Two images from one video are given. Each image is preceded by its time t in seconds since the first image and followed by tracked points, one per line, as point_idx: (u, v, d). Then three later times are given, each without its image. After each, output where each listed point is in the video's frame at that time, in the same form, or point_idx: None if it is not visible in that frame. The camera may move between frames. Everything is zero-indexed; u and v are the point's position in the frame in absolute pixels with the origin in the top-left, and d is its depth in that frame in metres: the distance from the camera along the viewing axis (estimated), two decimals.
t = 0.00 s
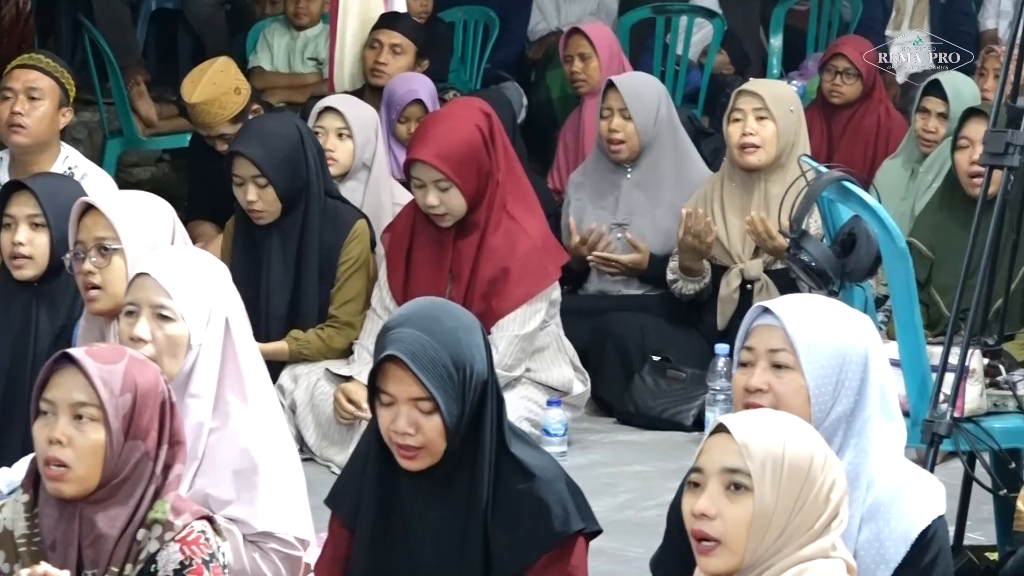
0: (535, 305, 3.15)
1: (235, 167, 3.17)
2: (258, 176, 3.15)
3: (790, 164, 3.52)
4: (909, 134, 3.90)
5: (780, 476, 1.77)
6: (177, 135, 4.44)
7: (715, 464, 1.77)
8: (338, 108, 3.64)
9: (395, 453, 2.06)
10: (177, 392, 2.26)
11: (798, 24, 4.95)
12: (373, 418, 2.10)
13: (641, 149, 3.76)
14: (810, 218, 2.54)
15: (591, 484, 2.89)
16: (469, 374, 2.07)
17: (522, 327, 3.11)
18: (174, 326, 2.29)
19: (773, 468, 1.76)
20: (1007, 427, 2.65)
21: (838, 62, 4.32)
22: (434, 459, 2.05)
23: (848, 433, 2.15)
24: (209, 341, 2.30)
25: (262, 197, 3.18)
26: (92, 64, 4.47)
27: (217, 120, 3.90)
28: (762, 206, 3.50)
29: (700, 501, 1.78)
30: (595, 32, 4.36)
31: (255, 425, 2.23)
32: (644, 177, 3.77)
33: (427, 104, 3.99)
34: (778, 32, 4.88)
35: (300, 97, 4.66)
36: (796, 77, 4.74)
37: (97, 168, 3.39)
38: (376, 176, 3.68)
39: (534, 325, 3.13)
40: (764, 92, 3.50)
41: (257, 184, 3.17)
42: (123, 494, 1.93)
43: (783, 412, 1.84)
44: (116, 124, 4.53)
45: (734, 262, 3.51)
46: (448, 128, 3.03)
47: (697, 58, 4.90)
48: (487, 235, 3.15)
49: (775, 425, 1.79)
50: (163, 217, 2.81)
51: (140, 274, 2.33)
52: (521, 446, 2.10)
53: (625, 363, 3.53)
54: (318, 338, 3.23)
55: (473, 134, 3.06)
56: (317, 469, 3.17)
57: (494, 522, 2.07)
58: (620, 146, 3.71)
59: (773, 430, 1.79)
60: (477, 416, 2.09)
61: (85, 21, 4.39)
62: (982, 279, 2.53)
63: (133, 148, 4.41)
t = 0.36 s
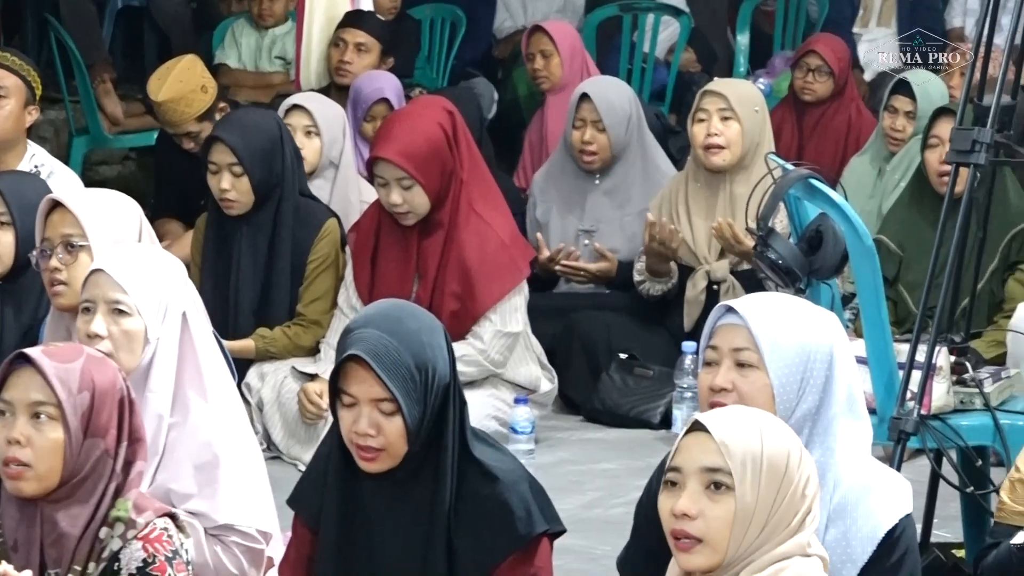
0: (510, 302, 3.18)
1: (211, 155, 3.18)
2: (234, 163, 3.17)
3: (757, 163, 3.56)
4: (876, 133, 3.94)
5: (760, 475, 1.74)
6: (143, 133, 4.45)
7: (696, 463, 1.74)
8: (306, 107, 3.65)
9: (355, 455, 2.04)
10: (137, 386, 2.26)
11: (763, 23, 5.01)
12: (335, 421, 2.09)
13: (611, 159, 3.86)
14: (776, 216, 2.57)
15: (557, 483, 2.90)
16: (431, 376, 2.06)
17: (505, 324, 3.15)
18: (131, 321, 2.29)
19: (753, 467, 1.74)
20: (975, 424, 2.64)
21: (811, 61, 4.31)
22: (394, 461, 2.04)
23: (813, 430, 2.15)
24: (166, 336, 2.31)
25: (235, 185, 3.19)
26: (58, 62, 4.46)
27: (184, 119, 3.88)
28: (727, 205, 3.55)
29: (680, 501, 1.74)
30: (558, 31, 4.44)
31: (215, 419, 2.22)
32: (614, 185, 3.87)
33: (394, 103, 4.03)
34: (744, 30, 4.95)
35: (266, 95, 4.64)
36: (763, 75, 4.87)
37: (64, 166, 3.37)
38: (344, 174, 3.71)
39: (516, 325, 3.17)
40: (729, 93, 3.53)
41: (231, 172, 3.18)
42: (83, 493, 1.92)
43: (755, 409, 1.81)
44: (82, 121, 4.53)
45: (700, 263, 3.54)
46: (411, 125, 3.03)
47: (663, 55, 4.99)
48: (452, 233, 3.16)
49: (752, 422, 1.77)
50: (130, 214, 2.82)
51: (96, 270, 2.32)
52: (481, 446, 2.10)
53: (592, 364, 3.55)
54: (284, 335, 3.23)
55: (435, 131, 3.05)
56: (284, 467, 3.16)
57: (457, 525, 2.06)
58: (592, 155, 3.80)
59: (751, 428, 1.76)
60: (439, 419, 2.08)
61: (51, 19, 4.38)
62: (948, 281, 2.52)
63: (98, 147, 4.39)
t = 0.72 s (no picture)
0: (486, 295, 3.24)
1: (185, 147, 3.20)
2: (207, 155, 3.18)
3: (729, 159, 3.61)
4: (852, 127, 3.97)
5: (738, 471, 1.72)
6: (116, 128, 4.53)
7: (674, 460, 1.72)
8: (280, 103, 3.72)
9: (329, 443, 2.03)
10: (109, 382, 2.25)
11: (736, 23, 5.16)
12: (311, 412, 2.07)
13: (580, 162, 3.91)
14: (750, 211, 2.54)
15: (531, 478, 2.93)
16: (408, 369, 2.05)
17: (480, 318, 3.20)
18: (105, 316, 2.25)
19: (731, 463, 1.72)
20: (947, 419, 2.66)
21: (795, 57, 4.33)
22: (368, 451, 2.02)
23: (784, 425, 2.15)
24: (141, 332, 2.28)
25: (209, 178, 3.19)
26: (31, 56, 4.44)
27: (158, 114, 3.92)
28: (700, 202, 3.62)
29: (658, 499, 1.72)
30: (528, 27, 4.49)
31: (192, 415, 2.21)
32: (585, 186, 3.92)
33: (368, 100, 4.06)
34: (717, 24, 5.09)
35: (243, 88, 4.68)
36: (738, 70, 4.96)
37: (38, 162, 3.35)
38: (317, 169, 3.80)
39: (490, 319, 3.23)
40: (698, 89, 3.57)
41: (205, 164, 3.19)
42: (52, 487, 1.91)
43: (728, 405, 1.80)
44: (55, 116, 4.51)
45: (674, 259, 3.61)
46: (384, 122, 3.06)
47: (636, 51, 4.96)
48: (428, 227, 3.21)
49: (727, 419, 1.75)
50: (103, 209, 2.80)
51: (72, 265, 2.29)
52: (457, 438, 2.09)
53: (565, 358, 3.62)
54: (258, 330, 3.26)
55: (409, 126, 3.10)
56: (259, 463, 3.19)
57: (434, 520, 2.05)
58: (559, 158, 3.85)
59: (727, 425, 1.75)
60: (415, 413, 2.08)
61: (25, 14, 4.35)
62: (920, 278, 2.53)
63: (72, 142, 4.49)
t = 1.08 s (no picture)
0: (468, 285, 3.29)
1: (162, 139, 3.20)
2: (184, 146, 3.17)
3: (710, 148, 3.65)
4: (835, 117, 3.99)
5: (714, 461, 1.72)
6: (98, 118, 4.50)
7: (651, 453, 1.71)
8: (260, 92, 3.74)
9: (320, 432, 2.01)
10: (98, 375, 2.20)
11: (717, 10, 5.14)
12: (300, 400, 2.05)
13: (555, 155, 3.94)
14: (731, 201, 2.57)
15: (513, 467, 2.96)
16: (395, 355, 2.04)
17: (461, 306, 3.25)
18: (98, 308, 2.20)
19: (707, 452, 1.72)
20: (929, 408, 2.66)
21: (786, 48, 4.33)
22: (359, 437, 2.01)
23: (763, 414, 2.15)
24: (133, 326, 2.24)
25: (186, 169, 3.19)
26: (12, 47, 4.43)
27: (138, 103, 3.93)
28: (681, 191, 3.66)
29: (638, 492, 1.71)
30: (511, 17, 4.48)
31: (181, 408, 2.19)
32: (561, 177, 3.95)
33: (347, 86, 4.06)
34: (699, 15, 5.05)
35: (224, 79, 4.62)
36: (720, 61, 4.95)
37: (20, 153, 3.34)
38: (298, 158, 3.82)
39: (471, 305, 3.29)
40: (679, 79, 3.60)
41: (182, 155, 3.19)
42: (36, 475, 1.90)
43: (700, 396, 1.79)
44: (37, 106, 4.52)
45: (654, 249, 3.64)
46: (366, 113, 3.10)
47: (617, 40, 4.98)
48: (409, 217, 3.25)
49: (700, 410, 1.75)
50: (83, 198, 2.75)
51: (66, 255, 2.24)
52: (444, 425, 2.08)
53: (547, 347, 3.65)
54: (240, 320, 3.28)
55: (391, 117, 3.14)
56: (240, 452, 3.23)
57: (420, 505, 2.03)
58: (534, 153, 3.87)
59: (700, 415, 1.74)
60: (401, 397, 2.07)
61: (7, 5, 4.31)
62: (903, 265, 2.54)
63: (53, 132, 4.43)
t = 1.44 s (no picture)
0: (440, 266, 3.36)
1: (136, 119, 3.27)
2: (157, 126, 3.25)
3: (690, 127, 3.67)
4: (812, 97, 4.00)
5: (687, 446, 1.70)
6: (75, 98, 4.52)
7: (624, 445, 1.70)
8: (241, 73, 3.82)
9: (306, 406, 1.99)
10: (83, 355, 2.19)
11: None
12: (287, 372, 2.03)
13: (528, 135, 4.03)
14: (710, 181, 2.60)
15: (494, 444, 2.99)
16: (384, 329, 2.02)
17: (430, 288, 3.32)
18: (86, 289, 2.17)
19: (680, 437, 1.70)
20: (908, 387, 2.66)
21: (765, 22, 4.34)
22: (346, 411, 1.99)
23: (746, 394, 2.15)
24: (121, 308, 2.21)
25: (160, 149, 3.27)
26: None
27: (116, 82, 4.00)
28: (661, 170, 3.67)
29: (614, 485, 1.70)
30: None
31: (166, 390, 2.19)
32: (537, 157, 4.04)
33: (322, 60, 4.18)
34: None
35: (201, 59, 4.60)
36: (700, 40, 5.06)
37: None
38: (277, 140, 3.87)
39: (442, 285, 3.36)
40: (660, 57, 3.62)
41: (156, 134, 3.27)
42: (17, 455, 1.90)
43: (671, 377, 1.77)
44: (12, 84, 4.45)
45: (634, 228, 3.67)
46: (347, 96, 3.17)
47: (598, 19, 5.03)
48: (387, 198, 3.31)
49: (670, 394, 1.72)
50: (67, 182, 2.77)
51: (56, 235, 2.20)
52: (431, 400, 2.07)
53: (526, 327, 3.68)
54: (220, 300, 3.34)
55: (368, 100, 3.21)
56: (219, 432, 3.28)
57: (404, 482, 2.01)
58: (507, 133, 3.97)
59: (670, 400, 1.71)
60: (389, 372, 2.04)
61: None
62: (881, 247, 2.55)
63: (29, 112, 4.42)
